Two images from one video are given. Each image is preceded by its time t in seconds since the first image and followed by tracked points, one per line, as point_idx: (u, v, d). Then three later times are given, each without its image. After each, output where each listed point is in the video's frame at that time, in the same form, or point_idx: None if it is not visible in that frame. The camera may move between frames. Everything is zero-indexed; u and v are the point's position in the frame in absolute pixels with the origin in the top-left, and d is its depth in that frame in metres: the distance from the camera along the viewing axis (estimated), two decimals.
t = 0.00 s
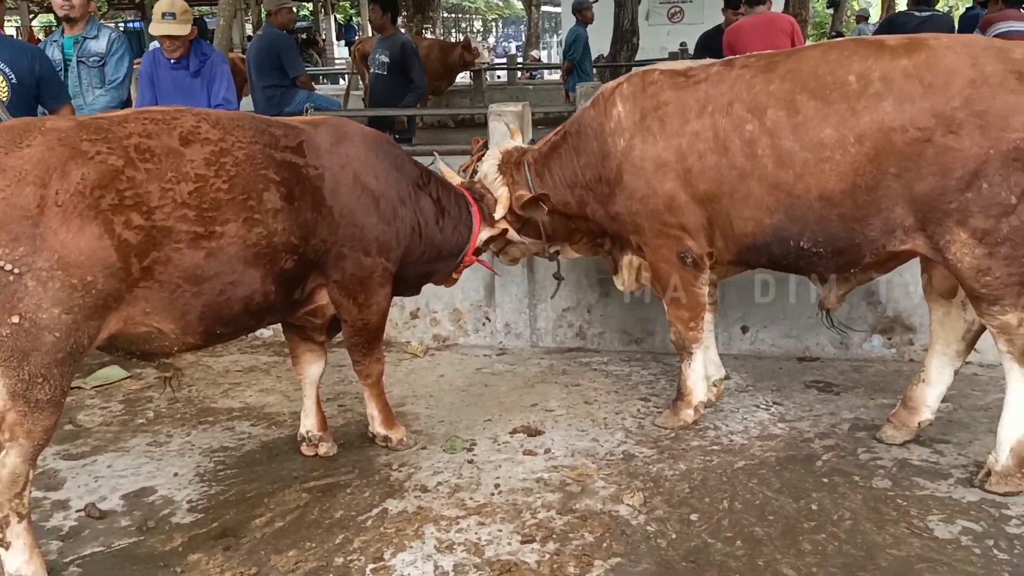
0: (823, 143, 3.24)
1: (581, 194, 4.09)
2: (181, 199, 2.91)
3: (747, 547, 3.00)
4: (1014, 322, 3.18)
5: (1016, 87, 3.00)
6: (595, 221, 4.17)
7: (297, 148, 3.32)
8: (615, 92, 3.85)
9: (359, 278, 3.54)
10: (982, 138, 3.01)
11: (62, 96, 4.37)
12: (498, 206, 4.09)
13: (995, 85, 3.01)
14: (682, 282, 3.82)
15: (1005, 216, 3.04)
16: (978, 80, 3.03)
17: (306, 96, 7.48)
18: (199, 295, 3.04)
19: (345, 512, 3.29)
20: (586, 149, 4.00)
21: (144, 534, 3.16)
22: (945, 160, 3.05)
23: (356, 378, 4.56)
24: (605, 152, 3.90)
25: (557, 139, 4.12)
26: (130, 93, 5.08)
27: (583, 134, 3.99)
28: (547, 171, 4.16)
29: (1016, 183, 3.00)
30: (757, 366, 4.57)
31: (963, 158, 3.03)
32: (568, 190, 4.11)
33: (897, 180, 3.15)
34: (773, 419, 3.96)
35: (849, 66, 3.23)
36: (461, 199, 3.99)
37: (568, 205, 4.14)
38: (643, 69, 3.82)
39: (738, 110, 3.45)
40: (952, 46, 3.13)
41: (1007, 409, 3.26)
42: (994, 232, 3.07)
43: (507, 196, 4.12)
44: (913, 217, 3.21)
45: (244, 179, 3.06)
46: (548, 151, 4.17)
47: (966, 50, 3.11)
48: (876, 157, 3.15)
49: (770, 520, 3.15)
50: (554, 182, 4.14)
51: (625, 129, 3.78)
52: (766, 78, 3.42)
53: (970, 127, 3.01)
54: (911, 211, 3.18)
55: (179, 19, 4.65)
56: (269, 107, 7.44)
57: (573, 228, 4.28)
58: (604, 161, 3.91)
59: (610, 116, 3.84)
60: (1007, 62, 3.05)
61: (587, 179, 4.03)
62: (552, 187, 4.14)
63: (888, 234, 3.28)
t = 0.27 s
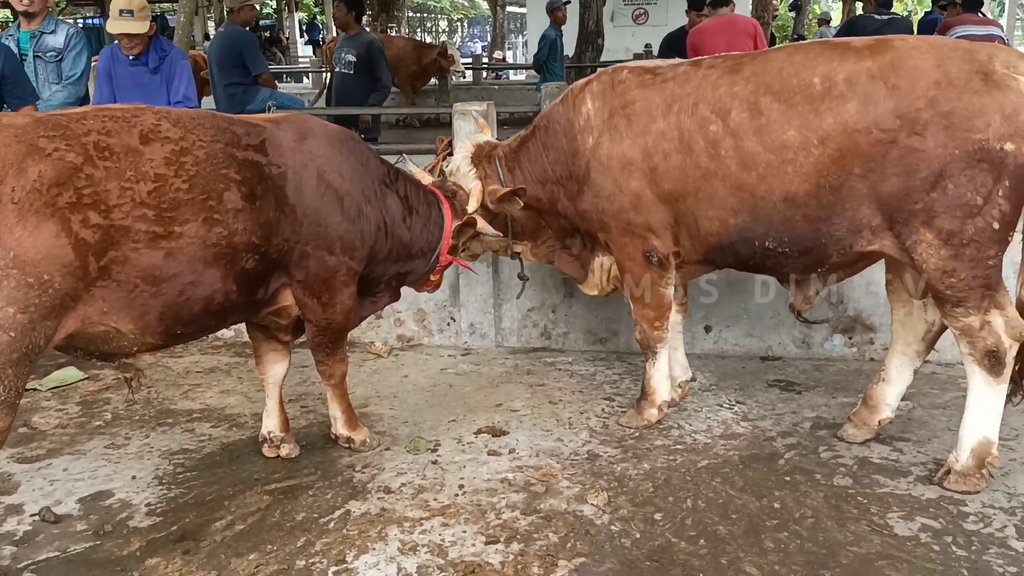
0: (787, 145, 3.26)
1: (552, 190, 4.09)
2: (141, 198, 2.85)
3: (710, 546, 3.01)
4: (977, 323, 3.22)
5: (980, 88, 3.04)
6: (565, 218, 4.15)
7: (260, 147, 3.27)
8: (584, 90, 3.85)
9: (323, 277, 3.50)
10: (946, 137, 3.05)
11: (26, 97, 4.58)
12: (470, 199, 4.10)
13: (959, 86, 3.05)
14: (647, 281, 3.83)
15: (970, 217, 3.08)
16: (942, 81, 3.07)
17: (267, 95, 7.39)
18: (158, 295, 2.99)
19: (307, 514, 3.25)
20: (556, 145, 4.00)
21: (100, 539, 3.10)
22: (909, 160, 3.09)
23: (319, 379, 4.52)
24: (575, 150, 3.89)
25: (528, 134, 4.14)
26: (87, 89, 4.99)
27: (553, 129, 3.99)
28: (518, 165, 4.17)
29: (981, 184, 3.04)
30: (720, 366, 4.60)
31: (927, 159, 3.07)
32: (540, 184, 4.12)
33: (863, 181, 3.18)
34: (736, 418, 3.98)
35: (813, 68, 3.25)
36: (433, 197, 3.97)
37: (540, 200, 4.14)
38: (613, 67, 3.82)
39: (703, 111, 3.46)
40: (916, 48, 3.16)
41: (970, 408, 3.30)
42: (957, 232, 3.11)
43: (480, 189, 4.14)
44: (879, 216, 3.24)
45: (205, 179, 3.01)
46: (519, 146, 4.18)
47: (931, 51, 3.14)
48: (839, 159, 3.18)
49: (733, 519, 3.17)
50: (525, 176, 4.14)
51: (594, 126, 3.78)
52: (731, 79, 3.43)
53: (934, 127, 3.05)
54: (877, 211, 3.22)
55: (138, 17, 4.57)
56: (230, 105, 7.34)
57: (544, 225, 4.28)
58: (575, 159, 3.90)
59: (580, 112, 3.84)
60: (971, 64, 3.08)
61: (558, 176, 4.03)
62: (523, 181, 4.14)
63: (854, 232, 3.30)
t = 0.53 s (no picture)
0: (761, 148, 3.27)
1: (532, 185, 4.07)
2: (111, 195, 2.82)
3: (686, 545, 3.02)
4: (952, 324, 3.25)
5: (955, 89, 3.06)
6: (544, 215, 4.13)
7: (235, 144, 3.24)
8: (564, 88, 3.85)
9: (300, 275, 3.46)
10: (922, 138, 3.07)
11: None
12: (450, 195, 4.04)
13: (935, 87, 3.07)
14: (624, 280, 3.83)
15: (945, 218, 3.11)
16: (917, 82, 3.09)
17: (241, 93, 7.32)
18: (129, 294, 2.96)
19: (281, 516, 3.22)
20: (536, 141, 3.99)
21: (70, 542, 3.05)
22: (885, 161, 3.11)
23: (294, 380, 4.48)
24: (555, 148, 3.88)
25: (507, 128, 4.12)
26: (55, 86, 4.91)
27: (533, 125, 3.98)
28: (497, 160, 4.15)
29: (957, 185, 3.07)
30: (695, 366, 4.61)
31: (903, 159, 3.09)
32: (520, 179, 4.09)
33: (839, 182, 3.19)
34: (712, 417, 3.99)
35: (789, 70, 3.26)
36: (414, 196, 3.96)
37: (520, 194, 4.12)
38: (593, 66, 3.82)
39: (679, 112, 3.46)
40: (892, 50, 3.18)
41: (942, 408, 3.33)
42: (933, 233, 3.13)
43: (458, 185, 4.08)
44: (855, 217, 3.25)
45: (178, 176, 2.98)
46: (497, 141, 4.16)
47: (907, 53, 3.17)
48: (815, 160, 3.19)
49: (709, 518, 3.18)
50: (505, 171, 4.12)
51: (573, 125, 3.78)
52: (707, 81, 3.44)
53: (910, 127, 3.08)
54: (853, 211, 3.23)
55: (111, 16, 4.52)
56: (204, 104, 7.27)
57: (524, 221, 4.25)
58: (554, 157, 3.89)
59: (560, 110, 3.84)
60: (946, 65, 3.11)
61: (538, 171, 4.01)
62: (503, 177, 4.12)
63: (830, 232, 3.31)
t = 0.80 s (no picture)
0: (737, 149, 3.28)
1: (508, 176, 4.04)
2: (78, 194, 2.80)
3: (661, 545, 3.02)
4: (925, 324, 3.27)
5: (928, 90, 3.09)
6: (520, 210, 4.11)
7: (204, 142, 3.20)
8: (543, 86, 3.84)
9: (270, 275, 3.42)
10: (896, 138, 3.09)
11: None
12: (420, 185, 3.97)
13: (908, 88, 3.10)
14: (598, 280, 3.82)
15: (919, 218, 3.13)
16: (891, 83, 3.11)
17: (214, 92, 7.26)
18: (96, 294, 2.93)
19: (253, 519, 3.19)
20: (513, 134, 3.96)
21: (37, 546, 3.01)
22: (859, 162, 3.13)
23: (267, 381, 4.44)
24: (532, 145, 3.87)
25: (482, 118, 4.09)
26: (22, 82, 4.84)
27: (508, 117, 3.96)
28: (470, 149, 4.12)
29: (931, 185, 3.10)
30: (670, 366, 4.62)
31: (878, 160, 3.11)
32: (495, 171, 4.07)
33: (814, 182, 3.21)
34: (686, 417, 4.00)
35: (764, 71, 3.27)
36: (388, 195, 3.92)
37: (495, 186, 4.09)
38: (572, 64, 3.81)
39: (655, 113, 3.47)
40: (866, 51, 3.20)
41: (914, 407, 3.36)
42: (907, 233, 3.15)
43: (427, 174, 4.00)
44: (829, 217, 3.27)
45: (146, 175, 2.95)
46: (471, 131, 4.13)
47: (882, 54, 3.19)
48: (789, 161, 3.21)
49: (683, 518, 3.18)
50: (479, 162, 4.09)
51: (550, 123, 3.77)
52: (683, 82, 3.44)
53: (884, 128, 3.10)
54: (828, 211, 3.25)
55: (82, 14, 4.47)
56: (177, 102, 7.23)
57: (500, 215, 4.22)
58: (531, 154, 3.87)
59: (538, 107, 3.83)
60: (919, 66, 3.14)
61: (514, 165, 4.00)
62: (475, 167, 4.09)
63: (805, 233, 3.33)
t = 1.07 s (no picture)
0: (714, 149, 3.28)
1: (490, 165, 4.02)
2: (44, 192, 2.79)
3: (639, 545, 3.01)
4: (903, 323, 3.28)
5: (905, 90, 3.10)
6: (501, 201, 4.09)
7: (172, 139, 3.17)
8: (525, 83, 3.82)
9: (240, 274, 3.38)
10: (874, 139, 3.10)
11: None
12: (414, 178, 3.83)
13: (886, 89, 3.11)
14: (576, 279, 3.81)
15: (896, 219, 3.14)
16: (869, 83, 3.12)
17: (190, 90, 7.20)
18: (63, 292, 2.91)
19: (227, 520, 3.16)
20: (495, 124, 3.95)
21: (7, 549, 2.96)
22: (837, 162, 3.14)
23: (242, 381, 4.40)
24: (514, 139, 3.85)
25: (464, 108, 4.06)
26: None
27: (490, 108, 3.94)
28: (451, 140, 4.09)
29: (908, 185, 3.11)
30: (648, 366, 4.62)
31: (856, 160, 3.12)
32: (477, 162, 4.05)
33: (793, 182, 3.21)
34: (664, 416, 4.00)
35: (743, 71, 3.28)
36: (365, 195, 3.86)
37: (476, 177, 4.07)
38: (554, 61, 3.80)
39: (633, 113, 3.46)
40: (844, 51, 3.21)
41: (892, 407, 3.37)
42: (884, 233, 3.17)
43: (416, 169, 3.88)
44: (808, 217, 3.28)
45: (113, 173, 2.92)
46: (451, 121, 4.11)
47: (860, 54, 3.20)
48: (768, 161, 3.21)
49: (661, 517, 3.18)
50: (461, 151, 4.06)
51: (532, 119, 3.75)
52: (662, 82, 3.44)
53: (861, 129, 3.11)
54: (807, 211, 3.26)
55: (54, 10, 4.42)
56: (152, 100, 7.17)
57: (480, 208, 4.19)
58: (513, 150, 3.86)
59: (521, 102, 3.81)
60: (897, 66, 3.15)
61: (496, 156, 3.98)
62: (458, 159, 4.07)
63: (783, 232, 3.33)
